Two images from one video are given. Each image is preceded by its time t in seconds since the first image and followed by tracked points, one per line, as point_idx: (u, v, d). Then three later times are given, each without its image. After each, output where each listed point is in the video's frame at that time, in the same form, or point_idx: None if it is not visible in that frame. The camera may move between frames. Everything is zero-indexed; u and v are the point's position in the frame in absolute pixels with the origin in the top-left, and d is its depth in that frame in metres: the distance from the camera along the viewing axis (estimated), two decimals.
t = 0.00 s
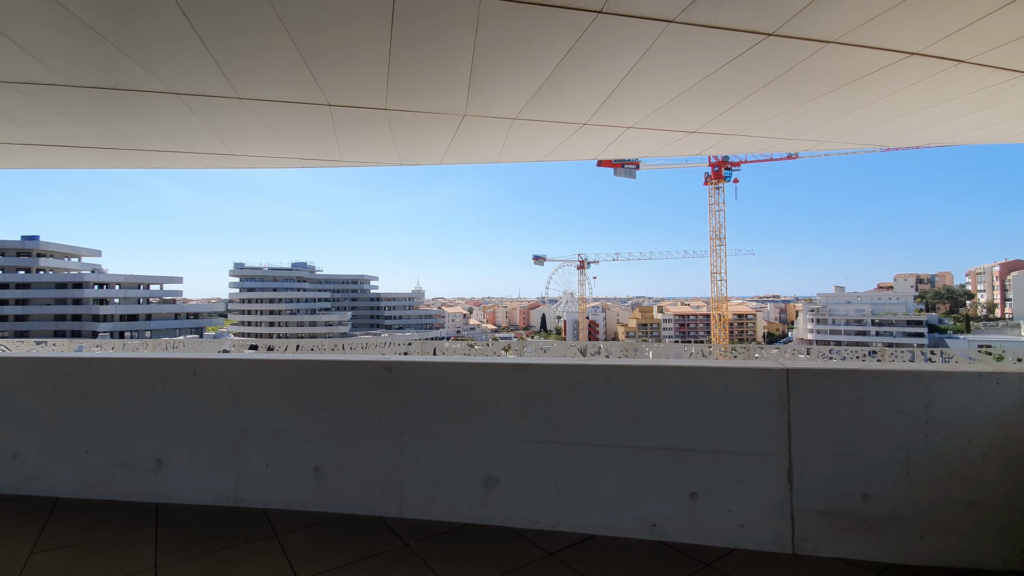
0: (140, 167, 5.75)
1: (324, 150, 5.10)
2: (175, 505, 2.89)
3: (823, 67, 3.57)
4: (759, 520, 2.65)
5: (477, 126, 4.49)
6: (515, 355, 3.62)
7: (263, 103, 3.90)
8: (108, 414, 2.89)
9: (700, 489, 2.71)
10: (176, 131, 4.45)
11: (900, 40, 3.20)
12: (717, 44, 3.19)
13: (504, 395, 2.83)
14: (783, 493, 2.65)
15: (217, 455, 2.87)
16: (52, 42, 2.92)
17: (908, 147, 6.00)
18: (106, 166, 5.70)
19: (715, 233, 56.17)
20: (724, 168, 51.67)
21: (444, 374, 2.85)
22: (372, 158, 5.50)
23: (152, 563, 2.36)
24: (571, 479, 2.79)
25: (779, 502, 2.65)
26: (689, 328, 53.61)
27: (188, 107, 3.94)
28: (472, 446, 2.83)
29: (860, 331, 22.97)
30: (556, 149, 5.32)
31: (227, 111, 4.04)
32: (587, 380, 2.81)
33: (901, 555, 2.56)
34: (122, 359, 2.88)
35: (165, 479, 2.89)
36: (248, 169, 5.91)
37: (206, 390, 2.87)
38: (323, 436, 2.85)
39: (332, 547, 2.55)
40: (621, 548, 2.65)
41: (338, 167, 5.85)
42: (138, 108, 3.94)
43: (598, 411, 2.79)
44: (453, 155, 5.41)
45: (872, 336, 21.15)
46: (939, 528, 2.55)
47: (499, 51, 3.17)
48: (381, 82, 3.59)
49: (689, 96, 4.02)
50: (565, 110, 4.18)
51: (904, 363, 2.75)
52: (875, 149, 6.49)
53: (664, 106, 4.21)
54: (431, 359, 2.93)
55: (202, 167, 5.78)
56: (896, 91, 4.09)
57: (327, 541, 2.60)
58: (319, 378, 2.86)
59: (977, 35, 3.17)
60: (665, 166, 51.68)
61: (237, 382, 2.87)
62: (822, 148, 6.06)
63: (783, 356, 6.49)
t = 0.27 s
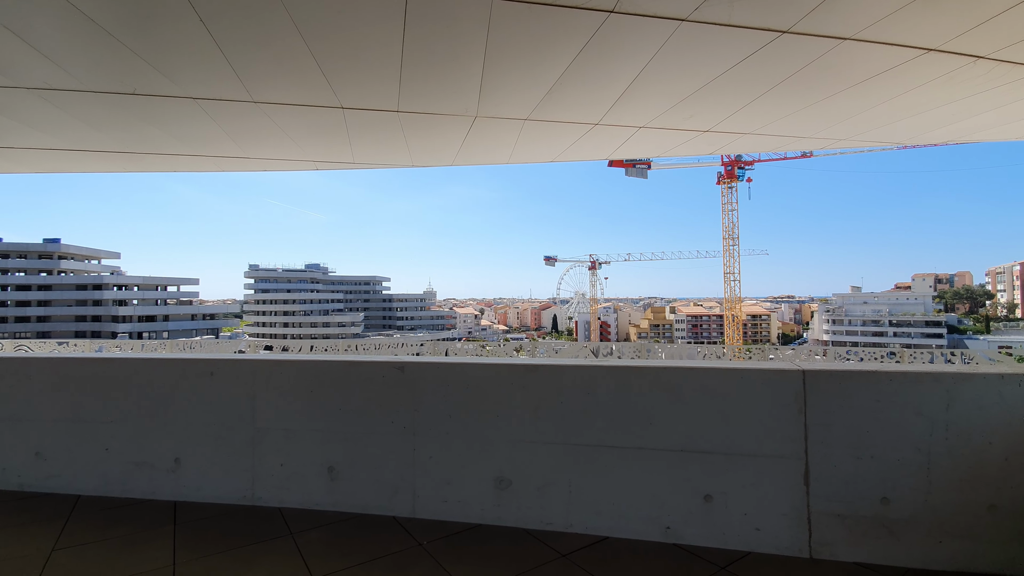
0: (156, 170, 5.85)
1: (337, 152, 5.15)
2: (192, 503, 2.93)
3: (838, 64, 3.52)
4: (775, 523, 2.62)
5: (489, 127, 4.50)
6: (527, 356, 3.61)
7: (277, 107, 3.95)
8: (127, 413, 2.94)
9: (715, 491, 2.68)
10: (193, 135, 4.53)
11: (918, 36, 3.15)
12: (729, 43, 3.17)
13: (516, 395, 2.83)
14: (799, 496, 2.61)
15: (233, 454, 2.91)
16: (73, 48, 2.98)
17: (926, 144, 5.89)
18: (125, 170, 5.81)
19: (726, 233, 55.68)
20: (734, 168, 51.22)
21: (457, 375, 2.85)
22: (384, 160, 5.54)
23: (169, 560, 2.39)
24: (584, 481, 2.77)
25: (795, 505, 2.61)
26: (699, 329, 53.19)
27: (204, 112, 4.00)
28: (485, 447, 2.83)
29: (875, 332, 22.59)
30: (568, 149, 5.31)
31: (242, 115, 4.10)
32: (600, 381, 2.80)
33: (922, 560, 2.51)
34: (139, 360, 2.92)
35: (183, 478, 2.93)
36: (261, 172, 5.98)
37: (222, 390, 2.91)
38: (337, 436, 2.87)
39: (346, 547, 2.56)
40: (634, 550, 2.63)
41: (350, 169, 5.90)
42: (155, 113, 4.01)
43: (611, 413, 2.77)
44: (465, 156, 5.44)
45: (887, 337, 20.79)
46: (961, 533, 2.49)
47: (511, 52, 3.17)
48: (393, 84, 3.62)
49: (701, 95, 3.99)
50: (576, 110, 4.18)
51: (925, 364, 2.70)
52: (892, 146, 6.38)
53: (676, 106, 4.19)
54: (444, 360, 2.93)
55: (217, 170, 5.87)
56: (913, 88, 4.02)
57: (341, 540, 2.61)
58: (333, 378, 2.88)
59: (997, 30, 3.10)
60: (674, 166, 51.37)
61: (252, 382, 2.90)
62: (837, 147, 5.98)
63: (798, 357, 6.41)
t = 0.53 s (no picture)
0: (168, 171, 5.92)
1: (347, 153, 5.18)
2: (203, 502, 2.95)
3: (849, 62, 3.49)
4: (785, 526, 2.60)
5: (497, 127, 4.51)
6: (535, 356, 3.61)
7: (288, 108, 3.98)
8: (140, 412, 2.97)
9: (724, 493, 2.66)
10: (204, 136, 4.57)
11: (931, 33, 3.11)
12: (739, 41, 3.15)
13: (524, 396, 2.83)
14: (810, 498, 2.59)
15: (243, 453, 2.93)
16: (87, 50, 3.02)
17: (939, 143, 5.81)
18: (137, 171, 5.88)
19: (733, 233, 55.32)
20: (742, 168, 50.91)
21: (465, 375, 2.86)
22: (393, 160, 5.56)
23: (181, 558, 2.41)
24: (593, 482, 2.76)
25: (807, 507, 2.58)
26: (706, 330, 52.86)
27: (216, 113, 4.04)
28: (493, 447, 2.83)
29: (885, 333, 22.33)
30: (576, 149, 5.31)
31: (253, 116, 4.14)
32: (608, 382, 2.79)
33: (935, 564, 2.47)
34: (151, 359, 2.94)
35: (194, 476, 2.95)
36: (271, 173, 6.03)
37: (233, 389, 2.93)
38: (346, 435, 2.88)
39: (355, 546, 2.57)
40: (644, 552, 2.62)
41: (359, 170, 5.93)
42: (168, 114, 4.06)
43: (620, 413, 2.76)
44: (473, 157, 5.45)
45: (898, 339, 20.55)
46: (975, 537, 2.46)
47: (519, 52, 3.17)
48: (402, 85, 3.63)
49: (710, 94, 3.97)
50: (585, 110, 4.17)
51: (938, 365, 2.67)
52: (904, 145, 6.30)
53: (685, 105, 4.17)
54: (452, 360, 2.94)
55: (228, 171, 5.92)
56: (925, 86, 3.98)
57: (350, 539, 2.62)
58: (342, 378, 2.89)
59: (1012, 27, 3.06)
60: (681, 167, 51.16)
61: (262, 382, 2.92)
62: (848, 146, 5.92)
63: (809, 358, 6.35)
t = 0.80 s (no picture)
0: (182, 173, 6.00)
1: (358, 154, 5.23)
2: (216, 499, 2.99)
3: (863, 59, 3.44)
4: (799, 528, 2.57)
5: (507, 127, 4.51)
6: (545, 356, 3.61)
7: (300, 110, 4.01)
8: (156, 410, 3.01)
9: (737, 494, 2.64)
10: (218, 139, 4.63)
11: (948, 29, 3.06)
12: (752, 39, 3.12)
13: (535, 396, 2.83)
14: (825, 500, 2.55)
15: (257, 451, 2.96)
16: (104, 53, 3.06)
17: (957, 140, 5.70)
18: (153, 173, 5.97)
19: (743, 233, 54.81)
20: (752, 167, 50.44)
21: (476, 375, 2.86)
22: (404, 161, 5.59)
23: (195, 555, 2.44)
24: (604, 482, 2.75)
25: (821, 509, 2.55)
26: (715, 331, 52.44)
27: (230, 116, 4.09)
28: (503, 446, 2.83)
29: (899, 334, 21.99)
30: (586, 149, 5.29)
31: (266, 118, 4.18)
32: (619, 382, 2.78)
33: (951, 568, 2.43)
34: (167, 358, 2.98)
35: (209, 474, 2.99)
36: (283, 174, 6.08)
37: (247, 388, 2.96)
38: (358, 434, 2.90)
39: (367, 544, 2.58)
40: (655, 553, 2.60)
41: (370, 171, 5.97)
42: (184, 117, 4.12)
43: (631, 413, 2.75)
44: (484, 157, 5.45)
45: (913, 339, 20.22)
46: (994, 541, 2.41)
47: (530, 52, 3.17)
48: (413, 86, 3.65)
49: (721, 93, 3.95)
50: (595, 109, 4.16)
51: (957, 366, 2.62)
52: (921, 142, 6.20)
53: (696, 104, 4.15)
54: (463, 360, 2.95)
55: (241, 172, 5.99)
56: (941, 83, 3.91)
57: (361, 537, 2.64)
58: (354, 377, 2.91)
59: None
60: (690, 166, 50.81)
61: (275, 381, 2.95)
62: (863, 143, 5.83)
63: (823, 358, 6.26)
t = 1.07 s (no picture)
0: (196, 175, 6.08)
1: (369, 155, 5.26)
2: (231, 496, 3.02)
3: (879, 56, 3.39)
4: (814, 530, 2.54)
5: (518, 127, 4.52)
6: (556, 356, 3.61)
7: (313, 111, 4.05)
8: (172, 408, 3.06)
9: (750, 495, 2.62)
10: (233, 140, 4.69)
11: (966, 24, 3.00)
12: (765, 36, 3.09)
13: (546, 395, 2.83)
14: (840, 502, 2.52)
15: (270, 449, 2.99)
16: (122, 56, 3.11)
17: (977, 136, 5.58)
18: (168, 175, 6.06)
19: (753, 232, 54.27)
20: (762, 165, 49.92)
21: (487, 374, 2.87)
22: (415, 161, 5.61)
23: (211, 551, 2.47)
24: (615, 483, 2.75)
25: (836, 511, 2.52)
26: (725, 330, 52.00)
27: (244, 117, 4.13)
28: (515, 446, 2.83)
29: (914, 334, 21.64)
30: (597, 148, 5.28)
31: (280, 120, 4.22)
32: (631, 381, 2.77)
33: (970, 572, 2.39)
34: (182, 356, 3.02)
35: (224, 471, 3.03)
36: (295, 175, 6.14)
37: (261, 387, 2.99)
38: (370, 433, 2.92)
39: (379, 542, 2.60)
40: (667, 554, 2.59)
41: (381, 171, 6.00)
42: (199, 119, 4.18)
43: (643, 414, 2.74)
44: (495, 156, 5.46)
45: (928, 340, 19.89)
46: (1015, 546, 2.36)
47: (541, 51, 3.17)
48: (425, 86, 3.66)
49: (733, 91, 3.92)
50: (606, 108, 4.14)
51: (976, 366, 2.58)
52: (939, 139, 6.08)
53: (708, 102, 4.11)
54: (474, 360, 2.95)
55: (254, 174, 6.06)
56: (959, 78, 3.84)
57: (373, 535, 2.65)
58: (366, 377, 2.93)
59: None
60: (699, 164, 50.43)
61: (289, 380, 2.98)
62: (879, 141, 5.74)
63: (838, 359, 6.18)
